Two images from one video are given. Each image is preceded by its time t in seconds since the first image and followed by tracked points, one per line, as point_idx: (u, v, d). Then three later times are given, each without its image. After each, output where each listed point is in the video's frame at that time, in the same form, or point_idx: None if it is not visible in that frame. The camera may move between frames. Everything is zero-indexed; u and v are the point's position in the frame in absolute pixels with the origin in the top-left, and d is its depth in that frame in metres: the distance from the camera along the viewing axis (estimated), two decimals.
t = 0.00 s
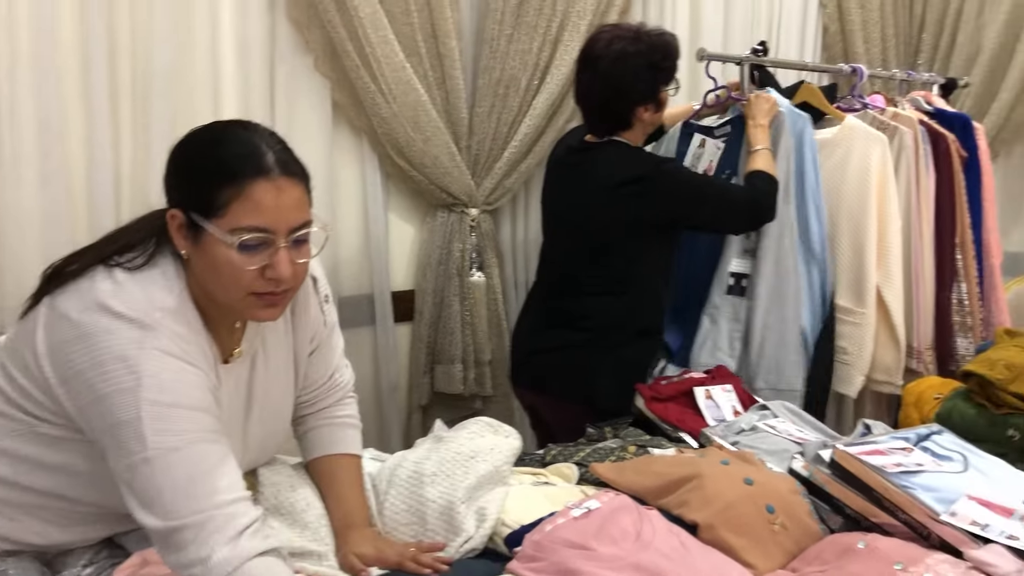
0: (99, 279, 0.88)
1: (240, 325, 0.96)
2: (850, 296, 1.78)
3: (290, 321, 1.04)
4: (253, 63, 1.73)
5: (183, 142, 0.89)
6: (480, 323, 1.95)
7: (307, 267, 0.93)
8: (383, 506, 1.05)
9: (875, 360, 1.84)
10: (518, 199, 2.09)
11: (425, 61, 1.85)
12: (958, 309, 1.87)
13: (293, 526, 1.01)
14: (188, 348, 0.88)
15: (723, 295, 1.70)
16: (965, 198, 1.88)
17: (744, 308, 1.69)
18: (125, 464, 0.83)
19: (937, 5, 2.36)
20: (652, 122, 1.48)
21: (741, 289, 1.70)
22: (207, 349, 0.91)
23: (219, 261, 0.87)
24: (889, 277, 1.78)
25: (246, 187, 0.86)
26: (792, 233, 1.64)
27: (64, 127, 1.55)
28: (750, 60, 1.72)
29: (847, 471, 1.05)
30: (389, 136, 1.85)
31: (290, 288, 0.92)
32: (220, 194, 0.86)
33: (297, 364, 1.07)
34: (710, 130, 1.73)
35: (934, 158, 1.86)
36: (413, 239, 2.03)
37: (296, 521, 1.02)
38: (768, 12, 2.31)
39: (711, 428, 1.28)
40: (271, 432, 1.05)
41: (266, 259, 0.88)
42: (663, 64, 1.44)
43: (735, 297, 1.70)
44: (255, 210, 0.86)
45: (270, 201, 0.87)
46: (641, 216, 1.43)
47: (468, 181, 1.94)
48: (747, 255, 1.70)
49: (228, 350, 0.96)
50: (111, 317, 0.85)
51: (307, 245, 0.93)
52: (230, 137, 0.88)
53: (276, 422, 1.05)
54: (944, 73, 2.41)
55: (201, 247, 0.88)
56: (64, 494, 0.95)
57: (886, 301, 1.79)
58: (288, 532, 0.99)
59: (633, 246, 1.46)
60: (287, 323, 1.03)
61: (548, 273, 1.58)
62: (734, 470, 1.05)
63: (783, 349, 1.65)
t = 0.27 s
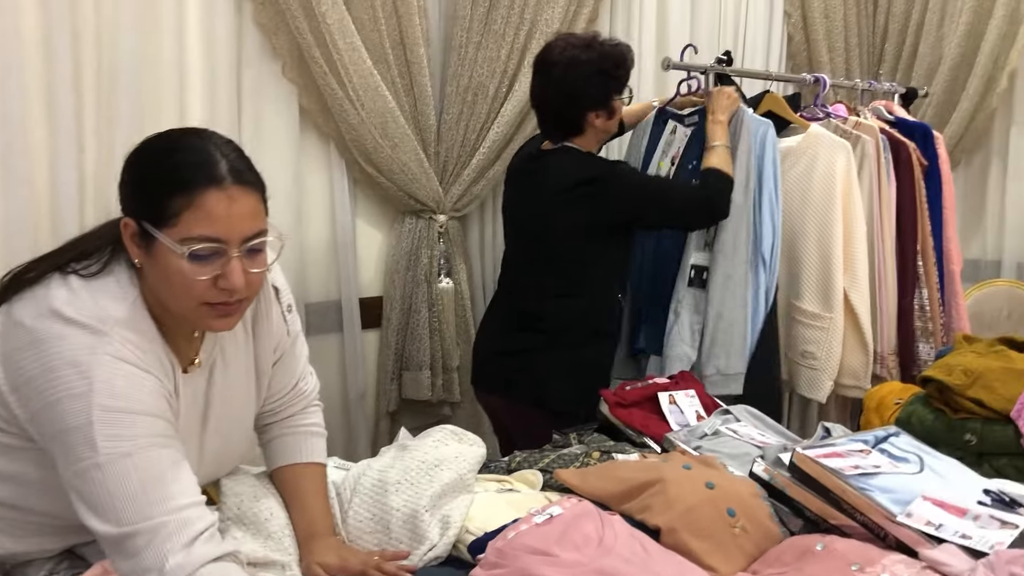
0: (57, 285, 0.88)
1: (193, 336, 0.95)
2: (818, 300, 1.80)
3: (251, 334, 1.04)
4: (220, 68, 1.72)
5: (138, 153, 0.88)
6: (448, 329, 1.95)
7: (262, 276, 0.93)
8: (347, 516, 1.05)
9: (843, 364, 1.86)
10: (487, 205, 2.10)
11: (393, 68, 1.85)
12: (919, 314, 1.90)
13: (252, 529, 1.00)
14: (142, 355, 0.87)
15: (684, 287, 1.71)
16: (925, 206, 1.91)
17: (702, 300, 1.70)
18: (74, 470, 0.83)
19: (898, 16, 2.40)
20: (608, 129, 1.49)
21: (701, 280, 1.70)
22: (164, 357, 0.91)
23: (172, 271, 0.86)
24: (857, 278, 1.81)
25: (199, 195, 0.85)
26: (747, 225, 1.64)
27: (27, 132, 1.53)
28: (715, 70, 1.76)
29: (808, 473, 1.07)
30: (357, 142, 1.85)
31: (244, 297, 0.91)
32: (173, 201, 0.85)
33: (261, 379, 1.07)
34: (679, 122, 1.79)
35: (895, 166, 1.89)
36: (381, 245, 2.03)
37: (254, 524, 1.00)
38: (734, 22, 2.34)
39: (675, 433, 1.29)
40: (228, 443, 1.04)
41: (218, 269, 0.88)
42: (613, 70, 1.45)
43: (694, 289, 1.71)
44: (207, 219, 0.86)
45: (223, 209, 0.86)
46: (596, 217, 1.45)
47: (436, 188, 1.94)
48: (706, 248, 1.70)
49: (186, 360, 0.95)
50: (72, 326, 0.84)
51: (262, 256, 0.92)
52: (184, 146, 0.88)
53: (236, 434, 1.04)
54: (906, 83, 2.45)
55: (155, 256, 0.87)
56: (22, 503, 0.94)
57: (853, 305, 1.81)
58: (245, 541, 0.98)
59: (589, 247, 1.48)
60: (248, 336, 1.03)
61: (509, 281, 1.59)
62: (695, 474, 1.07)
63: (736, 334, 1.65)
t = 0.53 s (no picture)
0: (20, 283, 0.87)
1: (156, 334, 0.95)
2: (796, 304, 1.82)
3: (218, 328, 1.04)
4: (197, 71, 1.72)
5: (99, 146, 0.88)
6: (427, 334, 1.95)
7: (224, 268, 0.93)
8: (324, 515, 1.05)
9: (824, 367, 1.88)
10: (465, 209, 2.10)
11: (371, 72, 1.85)
12: (892, 318, 1.92)
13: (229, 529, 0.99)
14: (104, 352, 0.87)
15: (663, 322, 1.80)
16: (898, 211, 1.94)
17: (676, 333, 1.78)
18: (35, 468, 0.82)
19: (874, 23, 2.44)
20: (557, 137, 1.49)
21: (675, 316, 1.78)
22: (128, 355, 0.91)
23: (131, 265, 0.86)
24: (834, 280, 1.83)
25: (152, 190, 0.85)
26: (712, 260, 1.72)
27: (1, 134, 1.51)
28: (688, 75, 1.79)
29: (782, 481, 1.07)
30: (335, 146, 1.85)
31: (206, 291, 0.91)
32: (127, 197, 0.85)
33: (230, 374, 1.06)
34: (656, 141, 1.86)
35: (867, 170, 1.91)
36: (360, 250, 2.03)
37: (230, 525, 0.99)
38: (711, 28, 2.36)
39: (652, 437, 1.30)
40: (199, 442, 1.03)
41: (179, 263, 0.87)
42: (565, 77, 1.44)
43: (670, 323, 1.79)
44: (163, 214, 0.85)
45: (180, 203, 0.86)
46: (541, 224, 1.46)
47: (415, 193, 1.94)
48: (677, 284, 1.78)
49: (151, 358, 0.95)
50: (32, 323, 0.84)
51: (223, 250, 0.92)
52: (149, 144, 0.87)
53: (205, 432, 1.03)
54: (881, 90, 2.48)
55: (113, 253, 0.87)
56: None
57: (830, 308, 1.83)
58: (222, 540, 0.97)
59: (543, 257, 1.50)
60: (214, 327, 1.03)
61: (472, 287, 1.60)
62: (672, 479, 1.07)
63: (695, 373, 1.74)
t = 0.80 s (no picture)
0: None
1: (128, 327, 0.95)
2: (769, 308, 1.83)
3: (193, 325, 1.04)
4: (180, 73, 1.71)
5: (84, 139, 0.87)
6: (411, 337, 1.95)
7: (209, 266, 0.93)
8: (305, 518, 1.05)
9: (798, 368, 1.89)
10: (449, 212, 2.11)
11: (356, 75, 1.85)
12: (870, 321, 1.93)
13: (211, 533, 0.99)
14: (63, 354, 0.87)
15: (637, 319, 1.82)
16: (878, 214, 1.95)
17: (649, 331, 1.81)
18: None
19: (857, 27, 2.47)
20: (517, 145, 1.48)
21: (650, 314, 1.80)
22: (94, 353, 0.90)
23: (123, 259, 0.86)
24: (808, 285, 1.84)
25: (156, 187, 0.85)
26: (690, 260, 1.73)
27: None
28: (669, 77, 1.82)
29: (763, 482, 1.08)
30: (319, 149, 1.84)
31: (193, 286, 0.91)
32: (126, 191, 0.84)
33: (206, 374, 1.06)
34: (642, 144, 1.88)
35: (847, 174, 1.93)
36: (344, 252, 2.03)
37: (214, 530, 0.99)
38: (695, 33, 2.37)
39: (635, 439, 1.31)
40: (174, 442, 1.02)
41: (173, 259, 0.87)
42: (525, 86, 1.43)
43: (642, 321, 1.82)
44: (163, 211, 0.85)
45: (180, 202, 0.86)
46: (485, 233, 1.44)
47: (399, 196, 1.94)
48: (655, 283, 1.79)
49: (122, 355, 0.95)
50: (1, 317, 0.83)
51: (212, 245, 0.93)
52: (143, 138, 0.87)
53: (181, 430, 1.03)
54: (863, 94, 2.50)
55: (101, 244, 0.86)
56: None
57: (805, 315, 1.84)
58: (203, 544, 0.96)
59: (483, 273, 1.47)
60: (190, 327, 1.03)
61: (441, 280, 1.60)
62: (655, 481, 1.08)
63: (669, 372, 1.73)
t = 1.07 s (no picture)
0: None
1: (102, 302, 0.95)
2: (752, 312, 1.84)
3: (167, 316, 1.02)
4: (167, 76, 1.71)
5: (73, 125, 0.86)
6: (400, 338, 1.95)
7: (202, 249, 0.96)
8: (295, 519, 1.03)
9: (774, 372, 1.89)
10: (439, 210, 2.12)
11: (343, 77, 1.85)
12: (858, 321, 1.94)
13: (198, 531, 0.98)
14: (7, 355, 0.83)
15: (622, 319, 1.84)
16: (864, 214, 1.96)
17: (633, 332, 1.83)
18: None
19: (842, 29, 2.50)
20: (477, 146, 1.44)
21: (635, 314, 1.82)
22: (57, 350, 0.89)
23: (143, 242, 0.87)
24: (788, 289, 1.83)
25: (181, 176, 0.88)
26: (683, 255, 1.74)
27: None
28: (656, 80, 1.83)
29: (751, 481, 1.08)
30: (306, 151, 1.84)
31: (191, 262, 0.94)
32: (151, 179, 0.85)
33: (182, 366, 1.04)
34: (630, 146, 1.89)
35: (833, 174, 1.94)
36: (332, 254, 2.03)
37: (201, 529, 0.98)
38: (683, 36, 2.39)
39: (623, 439, 1.31)
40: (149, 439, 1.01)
41: (185, 240, 0.90)
42: (482, 82, 1.41)
43: (631, 322, 1.83)
44: (184, 197, 0.88)
45: (200, 190, 0.89)
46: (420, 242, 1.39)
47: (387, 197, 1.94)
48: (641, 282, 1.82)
49: (87, 331, 0.93)
50: None
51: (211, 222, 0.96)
52: (140, 120, 0.86)
53: (157, 425, 1.01)
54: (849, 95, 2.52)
55: (119, 225, 0.86)
56: None
57: (784, 317, 1.84)
58: (188, 544, 0.95)
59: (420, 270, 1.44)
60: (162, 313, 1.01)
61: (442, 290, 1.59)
62: (642, 481, 1.08)
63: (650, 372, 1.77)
